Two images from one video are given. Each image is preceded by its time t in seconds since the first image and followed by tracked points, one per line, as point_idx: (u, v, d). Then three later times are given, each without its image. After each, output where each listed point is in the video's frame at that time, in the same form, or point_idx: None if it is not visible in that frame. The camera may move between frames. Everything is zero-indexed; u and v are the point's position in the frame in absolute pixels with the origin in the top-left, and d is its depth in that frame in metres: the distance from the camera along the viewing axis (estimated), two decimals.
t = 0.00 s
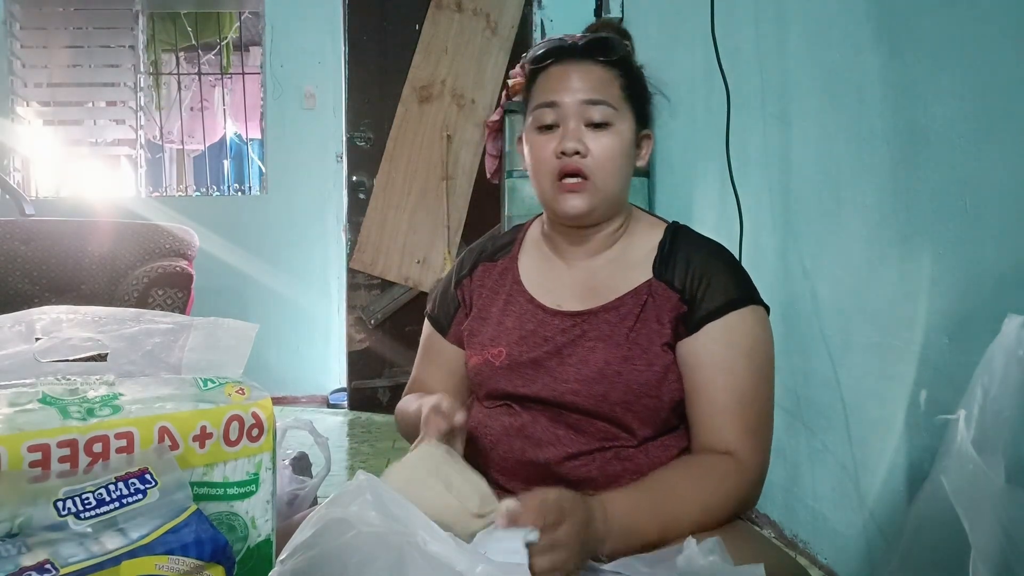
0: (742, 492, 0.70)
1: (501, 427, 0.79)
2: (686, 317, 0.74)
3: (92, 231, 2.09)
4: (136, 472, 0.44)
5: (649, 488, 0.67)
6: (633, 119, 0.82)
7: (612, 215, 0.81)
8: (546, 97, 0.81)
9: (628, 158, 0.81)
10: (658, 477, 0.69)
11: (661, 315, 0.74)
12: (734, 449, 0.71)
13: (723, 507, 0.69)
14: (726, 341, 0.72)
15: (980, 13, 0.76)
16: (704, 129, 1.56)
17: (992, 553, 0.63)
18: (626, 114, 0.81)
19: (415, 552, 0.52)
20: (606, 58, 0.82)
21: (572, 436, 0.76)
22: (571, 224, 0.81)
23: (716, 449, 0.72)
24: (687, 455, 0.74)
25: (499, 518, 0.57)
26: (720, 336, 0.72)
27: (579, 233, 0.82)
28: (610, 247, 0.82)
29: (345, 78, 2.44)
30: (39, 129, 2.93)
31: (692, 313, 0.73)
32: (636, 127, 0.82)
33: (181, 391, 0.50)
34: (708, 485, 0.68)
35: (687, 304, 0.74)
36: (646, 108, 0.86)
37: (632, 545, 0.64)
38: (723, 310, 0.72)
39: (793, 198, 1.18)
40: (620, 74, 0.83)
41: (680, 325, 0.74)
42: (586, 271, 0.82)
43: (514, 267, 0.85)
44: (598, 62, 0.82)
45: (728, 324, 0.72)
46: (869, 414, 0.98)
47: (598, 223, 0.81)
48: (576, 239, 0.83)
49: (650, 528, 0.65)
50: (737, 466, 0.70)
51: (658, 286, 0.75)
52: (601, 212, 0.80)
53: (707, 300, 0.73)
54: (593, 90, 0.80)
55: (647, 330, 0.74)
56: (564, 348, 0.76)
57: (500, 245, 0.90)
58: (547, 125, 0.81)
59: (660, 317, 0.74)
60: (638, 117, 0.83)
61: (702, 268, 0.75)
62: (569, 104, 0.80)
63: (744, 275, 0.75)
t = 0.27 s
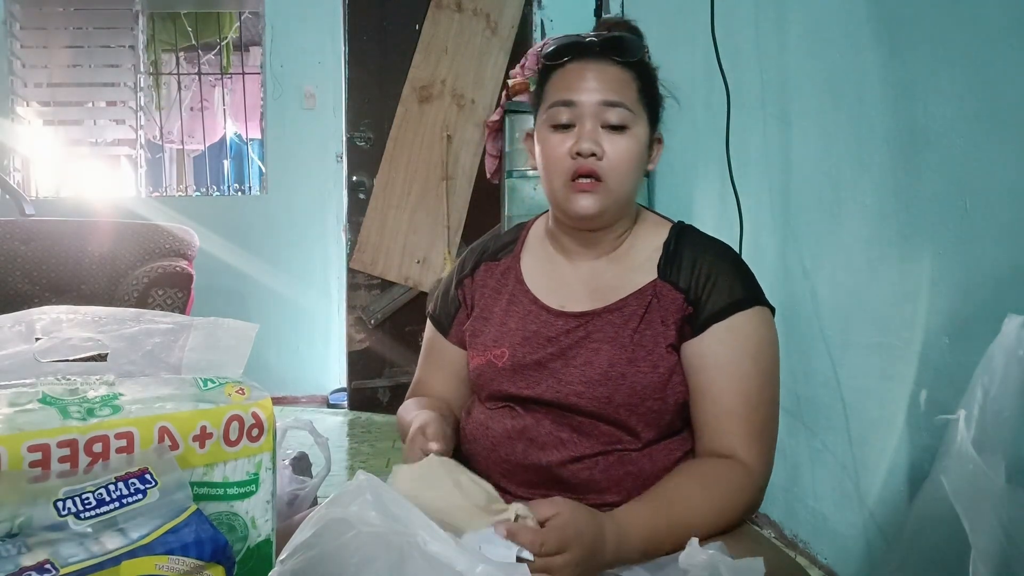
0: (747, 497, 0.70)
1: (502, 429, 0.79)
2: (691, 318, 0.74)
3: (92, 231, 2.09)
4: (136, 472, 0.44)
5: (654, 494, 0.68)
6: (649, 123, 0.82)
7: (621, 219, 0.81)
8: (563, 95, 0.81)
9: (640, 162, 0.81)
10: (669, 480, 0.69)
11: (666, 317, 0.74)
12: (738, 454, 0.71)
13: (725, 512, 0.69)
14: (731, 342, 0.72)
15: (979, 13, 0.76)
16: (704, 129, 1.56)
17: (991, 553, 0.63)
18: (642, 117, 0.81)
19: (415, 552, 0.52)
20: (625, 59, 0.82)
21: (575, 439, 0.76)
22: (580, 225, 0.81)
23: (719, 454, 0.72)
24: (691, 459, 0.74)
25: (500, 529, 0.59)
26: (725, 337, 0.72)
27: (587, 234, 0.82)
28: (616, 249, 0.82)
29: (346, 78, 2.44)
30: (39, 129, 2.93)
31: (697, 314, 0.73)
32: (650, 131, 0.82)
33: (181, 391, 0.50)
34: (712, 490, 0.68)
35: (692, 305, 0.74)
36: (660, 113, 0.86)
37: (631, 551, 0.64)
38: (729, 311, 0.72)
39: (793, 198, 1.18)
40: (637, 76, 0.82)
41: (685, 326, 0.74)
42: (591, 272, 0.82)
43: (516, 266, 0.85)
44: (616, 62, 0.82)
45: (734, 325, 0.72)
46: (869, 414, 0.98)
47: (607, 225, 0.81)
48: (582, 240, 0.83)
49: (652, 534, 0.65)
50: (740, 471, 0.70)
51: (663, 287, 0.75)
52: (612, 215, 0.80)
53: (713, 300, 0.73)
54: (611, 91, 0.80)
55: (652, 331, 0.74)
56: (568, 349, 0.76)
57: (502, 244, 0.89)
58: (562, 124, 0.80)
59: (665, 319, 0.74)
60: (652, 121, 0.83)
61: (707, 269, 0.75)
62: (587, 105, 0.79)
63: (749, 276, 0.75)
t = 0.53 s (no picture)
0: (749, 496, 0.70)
1: (502, 430, 0.79)
2: (693, 319, 0.74)
3: (92, 231, 2.09)
4: (136, 472, 0.44)
5: (653, 499, 0.67)
6: (654, 125, 0.82)
7: (625, 220, 0.81)
8: (570, 96, 0.80)
9: (646, 165, 0.81)
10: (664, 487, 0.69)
11: (667, 317, 0.74)
12: (738, 455, 0.71)
13: (731, 512, 0.68)
14: (734, 344, 0.72)
15: (979, 13, 0.76)
16: (704, 129, 1.56)
17: (992, 553, 0.63)
18: (647, 119, 0.81)
19: (415, 552, 0.52)
20: (631, 59, 0.82)
21: (575, 440, 0.76)
22: (585, 226, 0.81)
23: (720, 455, 0.72)
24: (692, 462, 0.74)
25: (498, 506, 0.58)
26: (726, 338, 0.72)
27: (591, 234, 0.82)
28: (617, 249, 0.82)
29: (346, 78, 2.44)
30: (39, 129, 2.93)
31: (699, 314, 0.73)
32: (655, 132, 0.82)
33: (181, 391, 0.50)
34: (714, 492, 0.68)
35: (694, 306, 0.74)
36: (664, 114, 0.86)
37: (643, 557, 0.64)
38: (730, 311, 0.72)
39: (793, 198, 1.18)
40: (643, 77, 0.82)
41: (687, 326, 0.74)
42: (592, 272, 0.82)
43: (516, 265, 0.85)
44: (623, 63, 0.81)
45: (735, 326, 0.72)
46: (869, 414, 0.98)
47: (611, 226, 0.81)
48: (584, 239, 0.83)
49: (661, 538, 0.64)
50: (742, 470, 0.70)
51: (665, 287, 0.75)
52: (616, 217, 0.80)
53: (714, 301, 0.73)
54: (618, 93, 0.79)
55: (653, 331, 0.74)
56: (568, 349, 0.76)
57: (503, 242, 0.89)
58: (568, 124, 0.80)
59: (666, 318, 0.74)
60: (657, 122, 0.83)
61: (709, 270, 0.75)
62: (594, 106, 0.79)
63: (751, 276, 0.75)
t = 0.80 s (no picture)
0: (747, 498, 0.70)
1: (501, 431, 0.79)
2: (692, 319, 0.74)
3: (92, 231, 2.09)
4: (136, 472, 0.44)
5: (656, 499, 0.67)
6: (651, 123, 0.82)
7: (625, 219, 0.81)
8: (565, 96, 0.80)
9: (644, 163, 0.81)
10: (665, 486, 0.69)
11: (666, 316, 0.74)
12: (735, 455, 0.71)
13: (730, 514, 0.68)
14: (733, 343, 0.71)
15: (979, 13, 0.76)
16: (704, 129, 1.56)
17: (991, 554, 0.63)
18: (644, 117, 0.81)
19: (415, 553, 0.53)
20: (627, 57, 0.82)
21: (575, 440, 0.76)
22: (584, 226, 0.81)
23: (719, 456, 0.72)
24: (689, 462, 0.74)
25: (503, 515, 0.58)
26: (725, 338, 0.72)
27: (591, 234, 0.82)
28: (616, 249, 0.82)
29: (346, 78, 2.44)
30: (39, 129, 2.93)
31: (697, 314, 0.73)
32: (653, 130, 0.82)
33: (181, 391, 0.50)
34: (715, 492, 0.68)
35: (693, 305, 0.74)
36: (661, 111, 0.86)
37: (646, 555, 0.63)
38: (729, 311, 0.72)
39: (793, 198, 1.18)
40: (639, 74, 0.82)
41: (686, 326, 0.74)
42: (591, 272, 0.82)
43: (515, 266, 0.85)
44: (620, 62, 0.81)
45: (736, 325, 0.72)
46: (869, 414, 0.98)
47: (610, 226, 0.81)
48: (583, 239, 0.83)
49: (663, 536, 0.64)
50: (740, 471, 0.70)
51: (663, 286, 0.75)
52: (615, 215, 0.80)
53: (714, 300, 0.73)
54: (614, 92, 0.79)
55: (652, 331, 0.74)
56: (567, 349, 0.76)
57: (501, 242, 0.89)
58: (565, 125, 0.80)
59: (665, 318, 0.74)
60: (654, 120, 0.83)
61: (708, 269, 0.74)
62: (590, 106, 0.79)
63: (750, 276, 0.75)
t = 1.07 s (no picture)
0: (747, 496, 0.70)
1: (501, 430, 0.79)
2: (689, 317, 0.74)
3: (92, 231, 2.09)
4: (136, 472, 0.44)
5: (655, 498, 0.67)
6: (644, 122, 0.82)
7: (620, 219, 0.82)
8: (557, 97, 0.81)
9: (638, 163, 0.81)
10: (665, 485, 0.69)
11: (664, 314, 0.74)
12: (734, 453, 0.71)
13: (729, 512, 0.68)
14: (730, 341, 0.72)
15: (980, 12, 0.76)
16: (704, 129, 1.56)
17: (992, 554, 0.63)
18: (637, 117, 0.81)
19: (415, 552, 0.52)
20: (618, 58, 0.82)
21: (574, 439, 0.76)
22: (580, 227, 0.81)
23: (718, 454, 0.71)
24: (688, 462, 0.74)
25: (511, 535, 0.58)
26: (722, 336, 0.72)
27: (588, 234, 0.82)
28: (614, 248, 0.82)
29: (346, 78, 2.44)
30: (39, 129, 2.93)
31: (695, 312, 0.73)
32: (646, 130, 0.82)
33: (181, 391, 0.50)
34: (714, 490, 0.68)
35: (690, 304, 0.74)
36: (655, 110, 0.86)
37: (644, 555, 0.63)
38: (726, 309, 0.72)
39: (793, 198, 1.18)
40: (631, 74, 0.82)
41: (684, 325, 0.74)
42: (589, 272, 0.82)
43: (513, 266, 0.85)
44: (612, 63, 0.81)
45: (733, 323, 0.72)
46: (869, 414, 0.98)
47: (606, 225, 0.81)
48: (581, 239, 0.83)
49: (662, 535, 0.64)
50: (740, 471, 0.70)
51: (661, 285, 0.75)
52: (611, 215, 0.80)
53: (711, 298, 0.73)
54: (605, 93, 0.79)
55: (650, 329, 0.74)
56: (566, 348, 0.76)
57: (500, 243, 0.90)
58: (558, 126, 0.80)
59: (663, 316, 0.74)
60: (648, 119, 0.83)
61: (706, 267, 0.74)
62: (581, 107, 0.79)
63: (748, 274, 0.75)
